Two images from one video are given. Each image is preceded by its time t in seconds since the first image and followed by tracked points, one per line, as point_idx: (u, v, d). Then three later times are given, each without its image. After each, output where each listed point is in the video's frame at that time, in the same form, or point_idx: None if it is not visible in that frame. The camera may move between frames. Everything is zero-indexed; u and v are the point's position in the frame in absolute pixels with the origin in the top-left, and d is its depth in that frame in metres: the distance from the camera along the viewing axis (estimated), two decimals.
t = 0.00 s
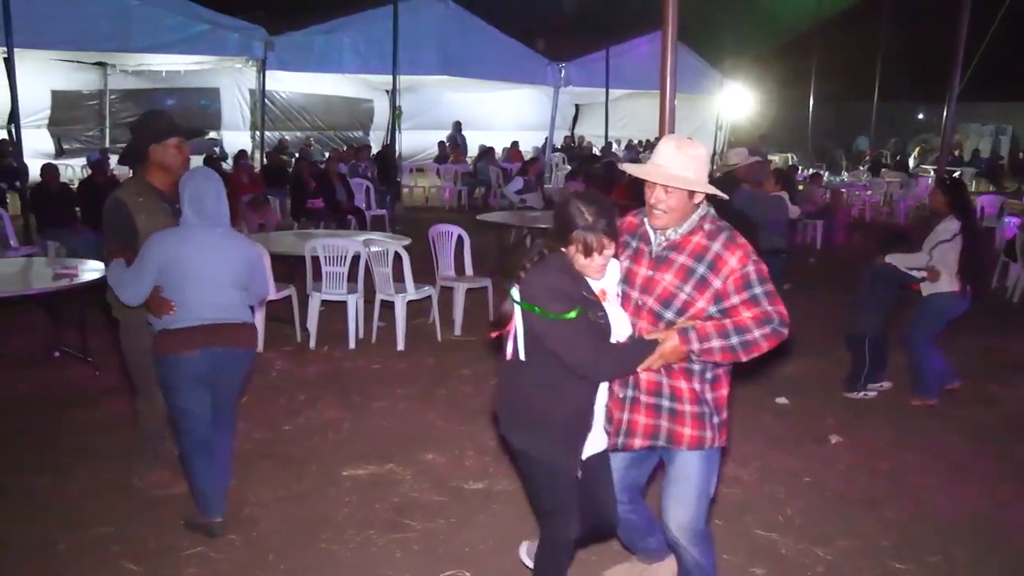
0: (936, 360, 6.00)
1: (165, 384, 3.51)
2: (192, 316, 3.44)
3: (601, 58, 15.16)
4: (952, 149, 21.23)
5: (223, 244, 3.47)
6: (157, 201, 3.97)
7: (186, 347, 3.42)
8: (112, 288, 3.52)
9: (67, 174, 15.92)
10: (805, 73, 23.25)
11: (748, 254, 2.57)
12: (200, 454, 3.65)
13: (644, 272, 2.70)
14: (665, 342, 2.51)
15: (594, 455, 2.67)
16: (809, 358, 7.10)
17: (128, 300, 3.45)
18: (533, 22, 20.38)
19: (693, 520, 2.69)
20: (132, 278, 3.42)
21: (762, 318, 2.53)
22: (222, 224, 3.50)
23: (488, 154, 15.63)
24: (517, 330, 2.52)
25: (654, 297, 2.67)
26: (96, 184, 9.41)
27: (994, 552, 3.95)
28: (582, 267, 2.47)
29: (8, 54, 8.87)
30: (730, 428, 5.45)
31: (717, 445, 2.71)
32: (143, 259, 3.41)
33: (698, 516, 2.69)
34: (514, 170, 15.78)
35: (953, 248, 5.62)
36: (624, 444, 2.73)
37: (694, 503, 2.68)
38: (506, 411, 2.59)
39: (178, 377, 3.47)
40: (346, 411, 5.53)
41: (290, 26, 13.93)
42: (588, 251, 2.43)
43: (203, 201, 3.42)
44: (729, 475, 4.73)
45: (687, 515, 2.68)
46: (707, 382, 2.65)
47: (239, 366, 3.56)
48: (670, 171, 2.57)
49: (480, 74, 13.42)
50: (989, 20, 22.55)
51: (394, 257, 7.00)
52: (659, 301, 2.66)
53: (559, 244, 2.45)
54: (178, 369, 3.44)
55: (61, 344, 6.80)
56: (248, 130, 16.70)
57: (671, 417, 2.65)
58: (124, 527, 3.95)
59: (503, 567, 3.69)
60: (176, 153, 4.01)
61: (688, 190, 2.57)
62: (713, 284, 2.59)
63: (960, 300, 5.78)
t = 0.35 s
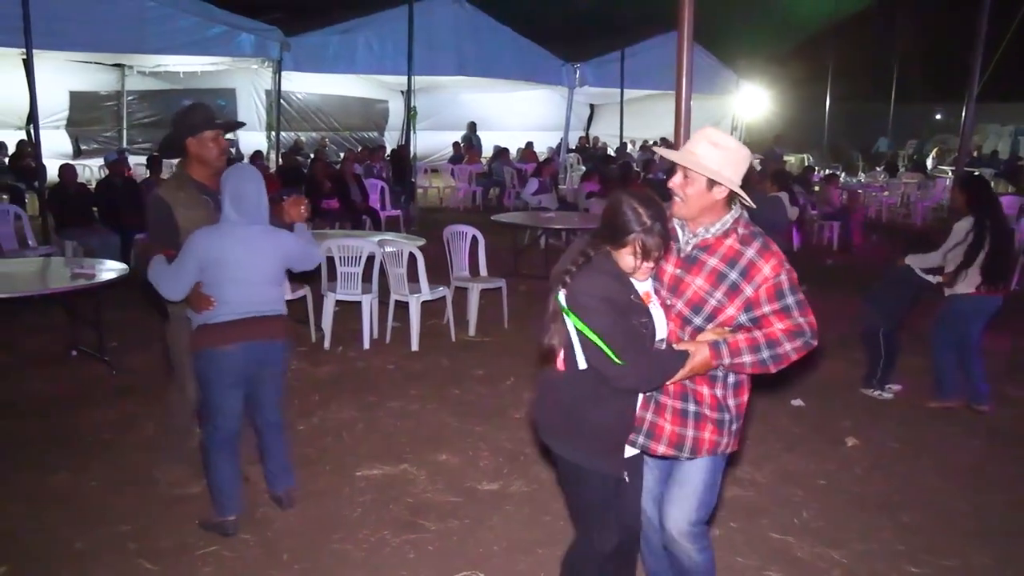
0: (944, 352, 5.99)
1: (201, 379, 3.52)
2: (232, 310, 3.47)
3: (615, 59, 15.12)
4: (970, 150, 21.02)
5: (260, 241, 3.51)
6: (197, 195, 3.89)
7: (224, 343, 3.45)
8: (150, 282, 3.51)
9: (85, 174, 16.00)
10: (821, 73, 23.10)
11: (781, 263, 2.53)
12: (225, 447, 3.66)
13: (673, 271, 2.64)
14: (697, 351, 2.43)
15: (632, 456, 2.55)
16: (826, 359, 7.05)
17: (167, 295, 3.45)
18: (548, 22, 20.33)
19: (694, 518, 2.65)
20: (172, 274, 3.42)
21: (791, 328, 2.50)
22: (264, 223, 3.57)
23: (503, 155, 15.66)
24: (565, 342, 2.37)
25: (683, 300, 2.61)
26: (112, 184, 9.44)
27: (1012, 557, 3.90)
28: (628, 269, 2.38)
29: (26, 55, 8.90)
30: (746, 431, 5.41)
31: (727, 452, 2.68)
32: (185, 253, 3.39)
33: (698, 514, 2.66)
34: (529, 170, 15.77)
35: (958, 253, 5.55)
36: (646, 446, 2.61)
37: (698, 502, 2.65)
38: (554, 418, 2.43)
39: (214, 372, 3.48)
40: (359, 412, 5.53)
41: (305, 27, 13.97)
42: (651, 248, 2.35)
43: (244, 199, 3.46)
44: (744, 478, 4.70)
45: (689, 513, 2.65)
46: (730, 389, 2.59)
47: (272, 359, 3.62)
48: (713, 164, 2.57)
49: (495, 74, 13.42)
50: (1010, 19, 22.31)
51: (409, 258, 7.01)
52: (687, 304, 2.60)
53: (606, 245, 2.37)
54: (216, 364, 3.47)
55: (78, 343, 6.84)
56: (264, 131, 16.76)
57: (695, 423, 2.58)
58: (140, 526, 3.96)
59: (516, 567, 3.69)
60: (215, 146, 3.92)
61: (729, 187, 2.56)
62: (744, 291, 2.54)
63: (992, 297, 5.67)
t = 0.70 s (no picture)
0: (946, 360, 5.93)
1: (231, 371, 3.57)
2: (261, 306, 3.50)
3: (625, 59, 15.10)
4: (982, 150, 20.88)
5: (297, 239, 3.51)
6: (227, 194, 3.90)
7: (255, 339, 3.49)
8: (182, 278, 3.57)
9: (96, 174, 16.09)
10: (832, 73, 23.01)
11: (812, 273, 2.43)
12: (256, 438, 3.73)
13: (696, 277, 2.60)
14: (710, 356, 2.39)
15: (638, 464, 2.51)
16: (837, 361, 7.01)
17: (200, 289, 3.48)
18: (558, 22, 20.29)
19: (709, 551, 2.55)
20: (206, 268, 3.46)
21: (815, 340, 2.39)
22: (301, 218, 3.57)
23: (513, 155, 15.66)
24: (570, 340, 2.37)
25: (704, 306, 2.55)
26: (123, 184, 9.47)
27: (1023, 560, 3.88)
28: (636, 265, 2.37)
29: (38, 55, 8.94)
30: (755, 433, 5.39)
31: (750, 477, 2.56)
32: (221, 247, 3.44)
33: (713, 550, 2.55)
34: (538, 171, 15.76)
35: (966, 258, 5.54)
36: (663, 451, 2.64)
37: (713, 534, 2.55)
38: (566, 420, 2.41)
39: (244, 366, 3.54)
40: (368, 412, 5.53)
41: (315, 28, 14.00)
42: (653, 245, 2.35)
43: (284, 198, 3.47)
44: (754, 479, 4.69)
45: (703, 545, 2.55)
46: (752, 406, 2.51)
47: (304, 356, 3.65)
48: (743, 160, 2.48)
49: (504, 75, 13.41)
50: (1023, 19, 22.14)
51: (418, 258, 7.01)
52: (708, 310, 2.55)
53: (612, 243, 2.35)
54: (246, 359, 3.52)
55: (89, 342, 6.86)
56: (274, 131, 16.81)
57: (707, 436, 2.53)
58: (149, 526, 3.97)
59: (525, 568, 3.68)
60: (242, 144, 3.89)
61: (757, 186, 2.47)
62: (770, 299, 2.44)
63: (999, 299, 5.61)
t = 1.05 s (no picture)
0: (951, 366, 5.90)
1: (253, 384, 3.51)
2: (279, 315, 3.43)
3: (633, 59, 15.09)
4: (991, 152, 20.78)
5: (308, 245, 3.46)
6: (245, 202, 3.90)
7: (269, 349, 3.41)
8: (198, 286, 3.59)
9: (104, 173, 16.16)
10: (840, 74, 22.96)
11: (833, 281, 2.21)
12: (287, 449, 3.66)
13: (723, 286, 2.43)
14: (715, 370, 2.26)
15: (659, 483, 2.47)
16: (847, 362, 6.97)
17: (217, 299, 3.50)
18: (565, 22, 20.29)
19: None
20: (222, 280, 3.46)
21: (829, 353, 2.17)
22: (314, 229, 3.51)
23: (520, 156, 15.67)
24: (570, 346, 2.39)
25: (723, 315, 2.38)
26: (131, 184, 9.50)
27: None
28: (633, 276, 2.34)
29: (46, 56, 8.96)
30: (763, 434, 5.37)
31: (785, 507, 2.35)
32: (234, 257, 3.42)
33: None
34: (545, 171, 15.75)
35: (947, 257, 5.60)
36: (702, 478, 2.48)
37: (733, 565, 2.41)
38: (573, 426, 2.41)
39: (261, 375, 3.46)
40: (375, 412, 5.54)
41: (322, 28, 14.01)
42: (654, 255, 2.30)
43: (294, 204, 3.43)
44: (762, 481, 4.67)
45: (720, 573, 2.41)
46: (777, 427, 2.32)
47: (320, 365, 3.55)
48: (772, 165, 2.37)
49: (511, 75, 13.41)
50: None
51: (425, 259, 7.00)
52: (725, 319, 2.37)
53: (611, 252, 2.34)
54: (262, 368, 3.44)
55: (97, 342, 6.88)
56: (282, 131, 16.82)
57: (735, 455, 2.39)
58: (155, 525, 3.98)
59: (531, 569, 3.67)
60: (261, 156, 3.93)
61: (783, 192, 2.33)
62: (786, 308, 2.25)
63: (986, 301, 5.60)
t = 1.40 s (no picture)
0: (963, 362, 5.91)
1: (276, 379, 3.57)
2: (305, 310, 3.46)
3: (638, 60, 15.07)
4: (999, 152, 20.66)
5: (339, 241, 3.50)
6: (275, 198, 3.90)
7: (299, 343, 3.46)
8: (224, 282, 3.52)
9: (111, 174, 16.22)
10: (845, 75, 22.89)
11: (840, 306, 2.03)
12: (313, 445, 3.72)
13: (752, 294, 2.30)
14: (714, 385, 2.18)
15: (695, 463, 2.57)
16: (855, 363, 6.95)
17: (242, 292, 3.45)
18: (570, 22, 20.27)
19: None
20: (250, 272, 3.42)
21: (820, 382, 2.02)
22: (341, 226, 3.53)
23: (526, 158, 15.76)
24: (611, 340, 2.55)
25: (741, 326, 2.26)
26: (138, 185, 9.49)
27: None
28: (665, 281, 2.41)
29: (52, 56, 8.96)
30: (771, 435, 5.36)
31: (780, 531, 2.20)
32: (262, 252, 3.41)
33: None
34: (551, 172, 15.75)
35: (929, 254, 5.74)
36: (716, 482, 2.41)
37: (712, 561, 2.27)
38: (611, 415, 2.55)
39: (288, 371, 3.51)
40: (382, 413, 5.54)
41: (328, 29, 14.02)
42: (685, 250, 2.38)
43: (323, 202, 3.45)
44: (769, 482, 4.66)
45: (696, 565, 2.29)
46: (780, 447, 2.16)
47: (347, 359, 3.62)
48: (790, 177, 2.24)
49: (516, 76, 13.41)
50: None
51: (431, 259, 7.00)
52: (740, 331, 2.25)
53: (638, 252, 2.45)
54: (292, 363, 3.49)
55: (104, 342, 6.91)
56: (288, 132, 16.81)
57: (738, 468, 2.27)
58: (164, 526, 3.98)
59: (539, 570, 3.67)
60: (294, 154, 3.93)
61: (797, 206, 2.20)
62: (793, 329, 2.10)
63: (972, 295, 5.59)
